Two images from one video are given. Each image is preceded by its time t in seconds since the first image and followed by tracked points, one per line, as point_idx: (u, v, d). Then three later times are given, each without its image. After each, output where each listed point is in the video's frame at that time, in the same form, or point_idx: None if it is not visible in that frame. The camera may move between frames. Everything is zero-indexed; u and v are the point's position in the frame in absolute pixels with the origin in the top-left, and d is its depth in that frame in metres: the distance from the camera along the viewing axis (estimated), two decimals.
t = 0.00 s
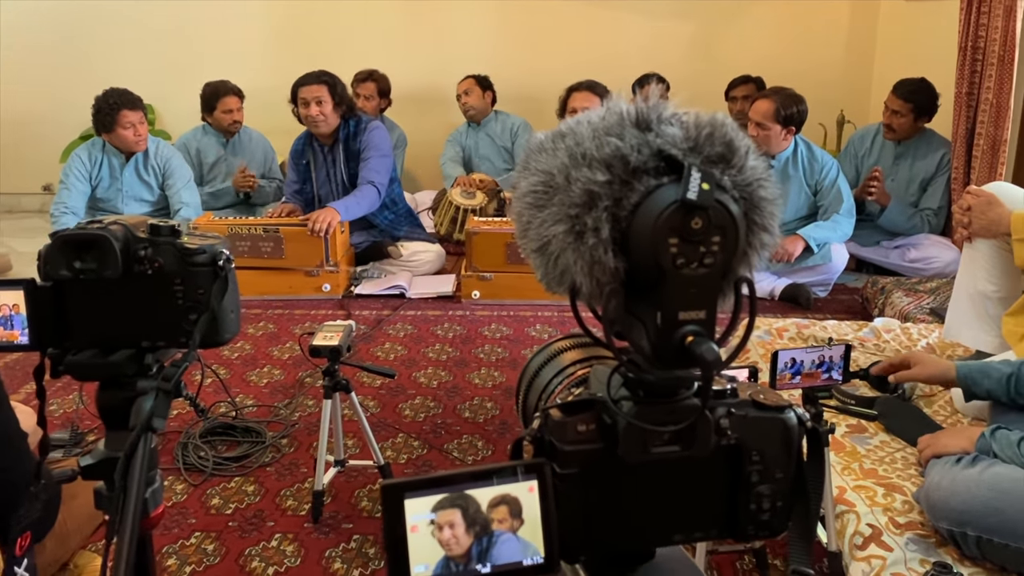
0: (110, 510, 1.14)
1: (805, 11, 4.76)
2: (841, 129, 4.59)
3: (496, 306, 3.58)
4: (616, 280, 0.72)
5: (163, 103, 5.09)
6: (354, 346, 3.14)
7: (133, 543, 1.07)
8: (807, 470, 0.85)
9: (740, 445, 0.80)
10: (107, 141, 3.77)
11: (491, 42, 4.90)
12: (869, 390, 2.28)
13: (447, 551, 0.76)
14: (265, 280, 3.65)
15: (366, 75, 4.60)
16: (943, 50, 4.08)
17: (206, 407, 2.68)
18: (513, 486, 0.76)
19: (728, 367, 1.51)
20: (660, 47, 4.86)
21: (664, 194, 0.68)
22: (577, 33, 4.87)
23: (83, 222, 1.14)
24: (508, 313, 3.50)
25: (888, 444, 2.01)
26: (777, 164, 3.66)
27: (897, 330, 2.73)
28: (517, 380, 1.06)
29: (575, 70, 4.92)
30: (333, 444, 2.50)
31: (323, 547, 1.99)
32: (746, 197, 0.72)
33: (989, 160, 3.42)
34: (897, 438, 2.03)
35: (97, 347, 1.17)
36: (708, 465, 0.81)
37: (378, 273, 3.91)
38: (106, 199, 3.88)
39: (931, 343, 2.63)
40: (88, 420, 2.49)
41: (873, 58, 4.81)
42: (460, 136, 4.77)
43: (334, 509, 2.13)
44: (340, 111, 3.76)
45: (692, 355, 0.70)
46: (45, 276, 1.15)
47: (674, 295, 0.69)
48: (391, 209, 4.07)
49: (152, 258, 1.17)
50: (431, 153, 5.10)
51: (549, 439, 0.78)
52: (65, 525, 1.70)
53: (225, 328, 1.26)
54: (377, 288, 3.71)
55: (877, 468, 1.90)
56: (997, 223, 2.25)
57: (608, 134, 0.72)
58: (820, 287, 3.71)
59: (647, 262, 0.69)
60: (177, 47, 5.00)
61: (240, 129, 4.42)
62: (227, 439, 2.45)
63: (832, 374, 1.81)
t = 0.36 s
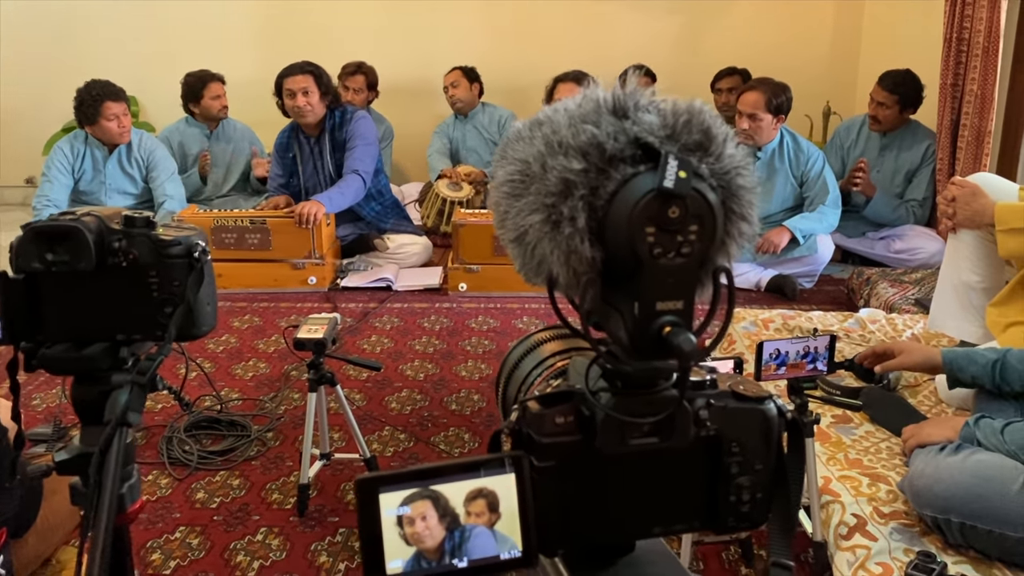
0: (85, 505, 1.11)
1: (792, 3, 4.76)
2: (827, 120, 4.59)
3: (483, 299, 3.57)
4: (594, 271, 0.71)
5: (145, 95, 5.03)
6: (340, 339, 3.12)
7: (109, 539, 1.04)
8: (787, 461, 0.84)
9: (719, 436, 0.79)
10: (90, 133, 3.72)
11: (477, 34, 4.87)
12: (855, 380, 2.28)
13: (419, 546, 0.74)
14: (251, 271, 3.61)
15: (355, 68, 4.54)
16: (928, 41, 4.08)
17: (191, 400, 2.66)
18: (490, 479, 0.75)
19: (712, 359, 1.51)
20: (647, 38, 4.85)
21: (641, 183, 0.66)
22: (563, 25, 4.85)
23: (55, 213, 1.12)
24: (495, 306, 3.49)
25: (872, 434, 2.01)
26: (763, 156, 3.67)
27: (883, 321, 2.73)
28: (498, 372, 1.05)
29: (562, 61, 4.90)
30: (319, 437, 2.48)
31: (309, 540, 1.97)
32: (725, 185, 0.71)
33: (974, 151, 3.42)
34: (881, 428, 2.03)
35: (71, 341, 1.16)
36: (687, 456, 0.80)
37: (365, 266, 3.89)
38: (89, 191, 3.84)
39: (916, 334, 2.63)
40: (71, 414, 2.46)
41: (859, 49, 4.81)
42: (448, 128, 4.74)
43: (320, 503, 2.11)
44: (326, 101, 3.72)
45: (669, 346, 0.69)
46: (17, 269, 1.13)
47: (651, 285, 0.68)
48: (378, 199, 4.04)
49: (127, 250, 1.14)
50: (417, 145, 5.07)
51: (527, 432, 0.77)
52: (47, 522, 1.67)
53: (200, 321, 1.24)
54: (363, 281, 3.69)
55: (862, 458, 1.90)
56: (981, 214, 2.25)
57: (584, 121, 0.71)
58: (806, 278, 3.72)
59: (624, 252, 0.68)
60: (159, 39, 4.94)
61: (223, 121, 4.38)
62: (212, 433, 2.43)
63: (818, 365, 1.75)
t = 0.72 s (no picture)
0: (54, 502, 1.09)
1: None
2: (813, 113, 4.60)
3: (469, 292, 3.55)
4: (562, 259, 0.70)
5: (127, 88, 4.98)
6: (324, 333, 3.10)
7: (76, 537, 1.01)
8: (761, 452, 0.83)
9: (692, 427, 0.78)
10: (71, 125, 3.68)
11: (463, 26, 4.84)
12: (838, 370, 2.28)
13: (390, 539, 0.74)
14: (235, 264, 3.58)
15: (341, 62, 4.52)
16: (912, 33, 4.09)
17: (174, 395, 2.63)
18: (461, 473, 0.74)
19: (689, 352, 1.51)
20: (633, 29, 4.83)
21: (609, 169, 0.65)
22: (549, 17, 4.82)
23: (20, 204, 1.11)
24: (481, 299, 3.47)
25: (856, 425, 2.02)
26: (749, 148, 3.69)
27: (867, 312, 2.73)
28: (472, 363, 1.03)
29: (548, 53, 4.88)
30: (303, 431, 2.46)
31: (292, 535, 1.95)
32: (694, 171, 0.70)
33: (958, 143, 3.42)
34: (865, 419, 2.04)
35: (38, 334, 1.15)
36: (658, 448, 0.79)
37: (350, 259, 3.87)
38: (71, 184, 3.79)
39: (900, 325, 2.64)
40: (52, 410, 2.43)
41: (844, 41, 4.81)
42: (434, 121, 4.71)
43: (304, 497, 2.09)
44: (319, 91, 3.72)
45: (638, 335, 0.68)
46: None
47: (620, 274, 0.67)
48: (364, 192, 4.03)
49: (94, 241, 1.12)
50: (403, 138, 5.04)
51: (497, 424, 0.76)
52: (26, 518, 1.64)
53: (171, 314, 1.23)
54: (349, 274, 3.67)
55: (846, 449, 1.90)
56: (963, 205, 2.25)
57: (552, 106, 0.69)
58: (791, 269, 3.70)
59: (591, 240, 0.66)
60: (141, 30, 4.88)
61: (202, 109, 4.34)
62: (196, 428, 2.41)
63: (802, 356, 1.76)
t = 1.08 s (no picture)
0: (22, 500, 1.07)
1: None
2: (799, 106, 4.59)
3: (456, 286, 3.53)
4: (531, 250, 0.68)
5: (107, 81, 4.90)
6: (310, 328, 3.08)
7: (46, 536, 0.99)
8: (737, 446, 0.82)
9: (666, 420, 0.77)
10: (53, 119, 3.64)
11: (449, 19, 4.81)
12: (825, 363, 2.27)
13: (368, 530, 0.72)
14: (219, 260, 3.55)
15: (328, 55, 4.48)
16: (898, 26, 4.09)
17: (157, 391, 2.60)
18: (434, 468, 0.73)
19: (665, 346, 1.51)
20: (619, 22, 4.81)
21: (578, 158, 0.64)
22: (535, 10, 4.80)
23: None
24: (468, 293, 3.46)
25: (841, 417, 2.01)
26: (734, 142, 3.69)
27: (852, 305, 2.73)
28: (446, 357, 1.01)
29: (534, 46, 4.86)
30: (287, 427, 2.44)
31: (278, 531, 1.93)
32: (666, 161, 0.68)
33: (943, 136, 3.43)
34: (850, 412, 2.03)
35: (3, 330, 1.12)
36: (632, 442, 0.78)
37: (336, 254, 3.84)
38: (53, 179, 3.75)
39: (885, 318, 2.64)
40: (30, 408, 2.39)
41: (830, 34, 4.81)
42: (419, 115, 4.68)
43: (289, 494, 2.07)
44: (312, 83, 3.72)
45: (609, 328, 0.66)
46: None
47: (590, 265, 0.65)
48: (351, 186, 4.00)
49: (62, 235, 1.10)
50: (388, 131, 5.00)
51: (469, 418, 0.74)
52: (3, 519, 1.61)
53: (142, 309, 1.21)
54: (334, 269, 3.64)
55: (831, 441, 1.89)
56: (948, 198, 2.25)
57: (520, 94, 0.68)
58: (777, 263, 3.69)
59: (561, 230, 0.65)
60: (122, 22, 4.80)
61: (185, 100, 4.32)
62: (179, 424, 2.38)
63: (786, 349, 1.74)
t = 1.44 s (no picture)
0: None
1: None
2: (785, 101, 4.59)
3: (443, 283, 3.52)
4: (512, 243, 0.67)
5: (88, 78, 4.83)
6: (296, 325, 3.06)
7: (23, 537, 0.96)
8: (719, 440, 0.82)
9: (648, 415, 0.77)
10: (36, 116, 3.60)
11: (436, 15, 4.77)
12: (810, 358, 2.27)
13: (351, 525, 0.72)
14: (205, 256, 3.52)
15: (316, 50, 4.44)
16: (883, 22, 4.10)
17: (143, 389, 2.59)
18: (414, 465, 0.72)
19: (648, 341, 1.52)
20: (607, 18, 4.79)
21: (558, 150, 0.63)
22: (522, 6, 4.78)
23: None
24: (455, 289, 3.44)
25: (828, 412, 2.02)
26: (721, 137, 3.70)
27: (839, 300, 2.74)
28: (429, 353, 1.00)
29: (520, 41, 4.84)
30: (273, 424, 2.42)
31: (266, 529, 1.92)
32: (647, 153, 0.68)
33: (928, 131, 3.44)
34: (836, 406, 2.04)
35: None
36: (615, 437, 0.77)
37: (323, 250, 3.82)
38: (36, 177, 3.71)
39: (871, 312, 2.64)
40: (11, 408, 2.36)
41: (816, 30, 4.81)
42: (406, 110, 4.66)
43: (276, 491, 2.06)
44: (296, 81, 3.66)
45: (590, 322, 0.66)
46: None
47: (571, 258, 0.65)
48: (338, 182, 3.98)
49: (39, 231, 1.11)
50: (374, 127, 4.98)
51: (450, 414, 0.73)
52: None
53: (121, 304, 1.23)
54: (320, 266, 3.61)
55: (817, 435, 1.90)
56: (933, 192, 2.25)
57: (499, 85, 0.67)
58: (764, 258, 3.69)
59: (541, 223, 0.64)
60: (104, 16, 4.72)
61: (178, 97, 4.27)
62: (164, 422, 2.36)
63: (772, 343, 1.74)
